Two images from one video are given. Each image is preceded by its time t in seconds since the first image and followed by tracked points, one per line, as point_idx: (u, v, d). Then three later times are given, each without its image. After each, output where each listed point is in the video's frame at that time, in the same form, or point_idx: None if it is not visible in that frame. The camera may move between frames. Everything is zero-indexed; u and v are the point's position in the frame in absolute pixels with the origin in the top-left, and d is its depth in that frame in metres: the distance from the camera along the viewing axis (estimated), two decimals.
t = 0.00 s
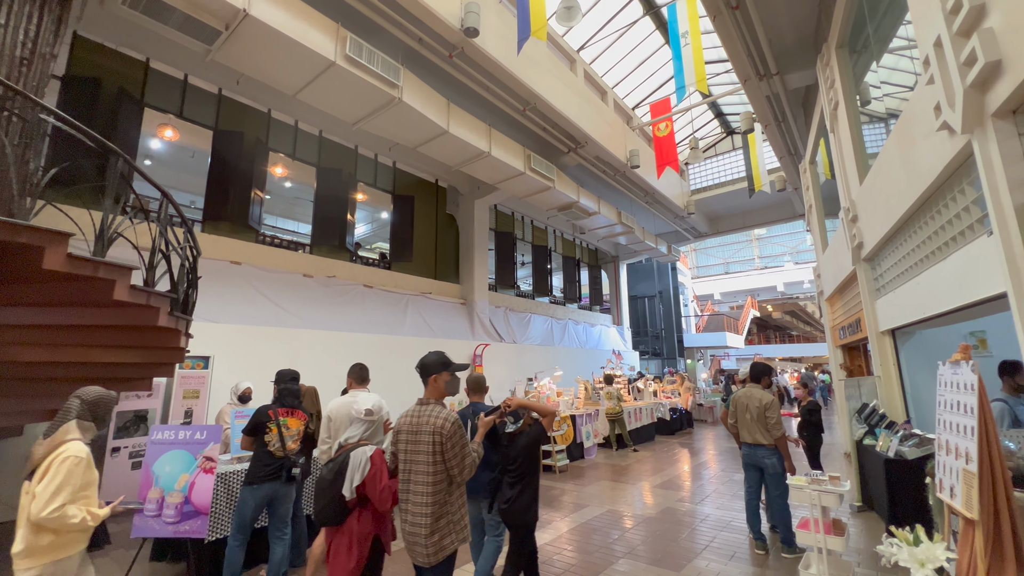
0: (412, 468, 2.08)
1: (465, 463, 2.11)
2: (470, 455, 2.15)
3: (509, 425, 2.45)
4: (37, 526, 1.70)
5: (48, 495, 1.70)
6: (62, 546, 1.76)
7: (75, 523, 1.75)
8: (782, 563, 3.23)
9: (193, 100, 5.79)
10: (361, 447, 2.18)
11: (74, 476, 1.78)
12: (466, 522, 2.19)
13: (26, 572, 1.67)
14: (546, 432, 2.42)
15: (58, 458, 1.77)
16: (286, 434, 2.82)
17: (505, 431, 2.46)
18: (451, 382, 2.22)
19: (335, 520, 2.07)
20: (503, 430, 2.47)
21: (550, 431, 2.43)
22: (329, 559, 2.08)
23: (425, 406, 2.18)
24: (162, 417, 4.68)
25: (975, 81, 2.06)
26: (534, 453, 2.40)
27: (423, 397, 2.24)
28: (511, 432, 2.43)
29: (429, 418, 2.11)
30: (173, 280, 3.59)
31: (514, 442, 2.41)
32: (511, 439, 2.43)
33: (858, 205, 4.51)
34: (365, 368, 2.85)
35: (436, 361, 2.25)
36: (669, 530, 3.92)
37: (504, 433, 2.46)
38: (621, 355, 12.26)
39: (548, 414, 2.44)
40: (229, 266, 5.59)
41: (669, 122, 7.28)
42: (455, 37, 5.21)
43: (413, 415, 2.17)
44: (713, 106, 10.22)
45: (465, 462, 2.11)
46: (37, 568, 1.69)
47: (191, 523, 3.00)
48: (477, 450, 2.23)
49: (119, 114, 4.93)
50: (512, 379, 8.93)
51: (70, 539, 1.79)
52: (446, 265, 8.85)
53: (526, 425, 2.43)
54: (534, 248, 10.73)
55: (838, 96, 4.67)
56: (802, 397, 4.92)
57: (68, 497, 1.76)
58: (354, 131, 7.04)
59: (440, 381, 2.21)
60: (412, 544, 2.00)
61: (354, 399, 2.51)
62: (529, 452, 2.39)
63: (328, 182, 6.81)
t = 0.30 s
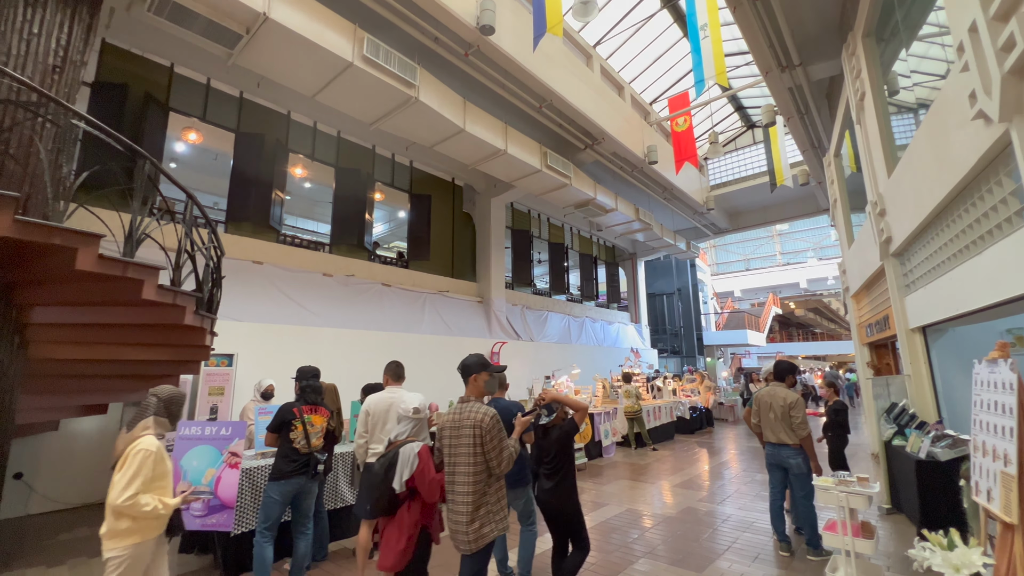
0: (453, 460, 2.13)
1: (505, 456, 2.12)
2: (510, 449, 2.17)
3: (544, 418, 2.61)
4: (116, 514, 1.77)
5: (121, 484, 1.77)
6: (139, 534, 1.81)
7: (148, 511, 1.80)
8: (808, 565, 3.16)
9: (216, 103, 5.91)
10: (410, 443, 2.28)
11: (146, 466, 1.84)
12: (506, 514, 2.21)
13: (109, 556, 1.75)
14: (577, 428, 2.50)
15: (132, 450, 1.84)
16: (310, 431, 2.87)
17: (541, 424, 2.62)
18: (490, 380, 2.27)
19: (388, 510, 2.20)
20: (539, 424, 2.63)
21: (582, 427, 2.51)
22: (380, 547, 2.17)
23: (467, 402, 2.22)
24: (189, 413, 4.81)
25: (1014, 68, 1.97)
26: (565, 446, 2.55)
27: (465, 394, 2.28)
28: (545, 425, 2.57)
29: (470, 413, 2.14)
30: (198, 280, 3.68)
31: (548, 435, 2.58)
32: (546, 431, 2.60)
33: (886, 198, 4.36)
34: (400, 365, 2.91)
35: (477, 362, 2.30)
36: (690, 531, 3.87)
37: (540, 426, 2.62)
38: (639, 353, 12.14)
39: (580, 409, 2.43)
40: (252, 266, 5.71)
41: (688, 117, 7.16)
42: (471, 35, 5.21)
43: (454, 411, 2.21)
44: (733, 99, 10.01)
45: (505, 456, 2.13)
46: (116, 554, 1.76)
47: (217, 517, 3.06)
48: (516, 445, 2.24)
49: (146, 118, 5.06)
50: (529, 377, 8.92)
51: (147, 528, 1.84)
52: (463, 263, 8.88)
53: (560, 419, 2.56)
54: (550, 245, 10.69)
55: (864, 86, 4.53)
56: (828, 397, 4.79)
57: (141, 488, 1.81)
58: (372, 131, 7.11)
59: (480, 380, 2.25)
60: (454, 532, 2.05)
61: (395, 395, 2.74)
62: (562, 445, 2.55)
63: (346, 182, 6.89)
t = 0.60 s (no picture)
0: (496, 449, 2.23)
1: (545, 443, 2.21)
2: (548, 436, 2.24)
3: (578, 413, 2.64)
4: (203, 493, 2.05)
5: (205, 469, 2.03)
6: (222, 511, 2.10)
7: (229, 493, 2.07)
8: (841, 569, 3.07)
9: (244, 108, 6.07)
10: (462, 433, 2.28)
11: (226, 453, 2.09)
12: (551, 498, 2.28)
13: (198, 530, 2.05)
14: (613, 425, 2.53)
15: (212, 438, 2.09)
16: (332, 430, 2.92)
17: (575, 419, 2.65)
18: (526, 374, 2.40)
19: (444, 497, 2.16)
20: (573, 418, 2.66)
21: (617, 424, 2.53)
22: (440, 537, 2.16)
23: (505, 395, 2.33)
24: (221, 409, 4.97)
25: None
26: (600, 443, 2.56)
27: (504, 387, 2.40)
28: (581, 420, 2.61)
29: (508, 404, 2.25)
30: (229, 279, 3.78)
31: (584, 429, 2.60)
32: (580, 426, 2.62)
33: (923, 190, 4.18)
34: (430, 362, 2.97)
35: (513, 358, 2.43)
36: (717, 532, 3.80)
37: (574, 421, 2.65)
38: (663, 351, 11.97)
39: (616, 407, 2.50)
40: (279, 266, 5.85)
41: (712, 110, 7.01)
42: (491, 33, 5.21)
43: (494, 404, 2.32)
44: (759, 91, 9.75)
45: (545, 442, 2.21)
46: (204, 528, 2.05)
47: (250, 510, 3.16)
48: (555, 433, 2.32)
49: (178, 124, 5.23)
50: (551, 375, 8.90)
51: (229, 505, 2.12)
52: (484, 261, 8.91)
53: (596, 414, 2.58)
54: (571, 243, 10.64)
55: (899, 74, 4.35)
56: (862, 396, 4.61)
57: (222, 470, 2.08)
58: (393, 131, 7.19)
59: (516, 374, 2.37)
60: (502, 515, 2.14)
61: (425, 393, 2.84)
62: (595, 440, 2.57)
63: (369, 183, 6.99)
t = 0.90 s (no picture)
0: (541, 443, 2.29)
1: (590, 436, 2.27)
2: (594, 430, 2.30)
3: (623, 412, 2.62)
4: (271, 483, 2.20)
5: (272, 459, 2.20)
6: (289, 500, 2.24)
7: (295, 483, 2.21)
8: None
9: (275, 113, 6.25)
10: (513, 428, 2.25)
11: (291, 445, 2.24)
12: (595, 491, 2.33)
13: (268, 516, 2.21)
14: (657, 425, 2.51)
15: (279, 431, 2.25)
16: (353, 429, 2.94)
17: (619, 418, 2.64)
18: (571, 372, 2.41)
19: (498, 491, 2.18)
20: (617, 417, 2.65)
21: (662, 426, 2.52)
22: (491, 530, 2.18)
23: (549, 392, 2.38)
24: (256, 405, 5.13)
25: None
26: (644, 443, 2.58)
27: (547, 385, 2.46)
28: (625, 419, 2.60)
29: (553, 399, 2.31)
30: (262, 280, 3.90)
31: (628, 429, 2.60)
32: (624, 425, 2.62)
33: (970, 180, 3.96)
34: (461, 361, 3.00)
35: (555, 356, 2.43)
36: (750, 534, 3.72)
37: (619, 420, 2.64)
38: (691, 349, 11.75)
39: (661, 409, 2.47)
40: (309, 267, 6.01)
41: (741, 102, 6.82)
42: (514, 31, 5.21)
43: (539, 400, 2.38)
44: (790, 81, 9.44)
45: (590, 436, 2.27)
46: (274, 514, 2.21)
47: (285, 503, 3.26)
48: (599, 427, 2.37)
49: (213, 130, 5.43)
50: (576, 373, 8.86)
51: (296, 494, 2.27)
52: (509, 260, 8.93)
53: (639, 414, 2.56)
54: (596, 240, 10.55)
55: (942, 58, 4.15)
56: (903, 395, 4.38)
57: (287, 462, 2.22)
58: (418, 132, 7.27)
59: (560, 372, 2.38)
60: (548, 506, 2.20)
61: (457, 391, 2.87)
62: (642, 439, 2.58)
63: (395, 184, 7.10)
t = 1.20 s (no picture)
0: (601, 443, 2.36)
1: (648, 437, 2.35)
2: (650, 431, 2.38)
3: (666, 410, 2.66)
4: (351, 476, 2.33)
5: (353, 453, 2.33)
6: (365, 490, 2.38)
7: (374, 475, 2.36)
8: None
9: (307, 119, 6.42)
10: (568, 425, 2.24)
11: (366, 440, 2.39)
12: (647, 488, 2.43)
13: (349, 507, 2.34)
14: (703, 422, 2.51)
15: (354, 427, 2.39)
16: (378, 426, 3.17)
17: (663, 416, 2.68)
18: (627, 372, 2.40)
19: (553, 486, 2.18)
20: (660, 416, 2.69)
21: (707, 424, 2.52)
22: (545, 522, 2.20)
23: (606, 394, 2.43)
24: (293, 402, 5.31)
25: None
26: (690, 439, 2.58)
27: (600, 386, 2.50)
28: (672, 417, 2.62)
29: (612, 402, 2.37)
30: (298, 281, 4.02)
31: (672, 427, 2.63)
32: (668, 424, 2.64)
33: None
34: (485, 359, 3.02)
35: (608, 358, 2.45)
36: (789, 538, 3.61)
37: (662, 418, 2.68)
38: (723, 347, 11.48)
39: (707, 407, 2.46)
40: (341, 268, 6.16)
41: (775, 93, 6.60)
42: (540, 29, 5.19)
43: (596, 402, 2.43)
44: (827, 69, 9.08)
45: (648, 437, 2.35)
46: (354, 505, 2.35)
47: (323, 497, 3.36)
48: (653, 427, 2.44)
49: (250, 138, 5.63)
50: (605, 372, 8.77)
51: (371, 486, 2.42)
52: (536, 259, 8.92)
53: (683, 413, 2.59)
54: (624, 238, 10.42)
55: (994, 39, 3.91)
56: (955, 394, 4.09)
57: (365, 455, 2.36)
58: (445, 134, 7.35)
59: (616, 375, 2.38)
60: (609, 503, 2.28)
61: (484, 389, 2.90)
62: (685, 437, 2.59)
63: (423, 185, 7.20)
